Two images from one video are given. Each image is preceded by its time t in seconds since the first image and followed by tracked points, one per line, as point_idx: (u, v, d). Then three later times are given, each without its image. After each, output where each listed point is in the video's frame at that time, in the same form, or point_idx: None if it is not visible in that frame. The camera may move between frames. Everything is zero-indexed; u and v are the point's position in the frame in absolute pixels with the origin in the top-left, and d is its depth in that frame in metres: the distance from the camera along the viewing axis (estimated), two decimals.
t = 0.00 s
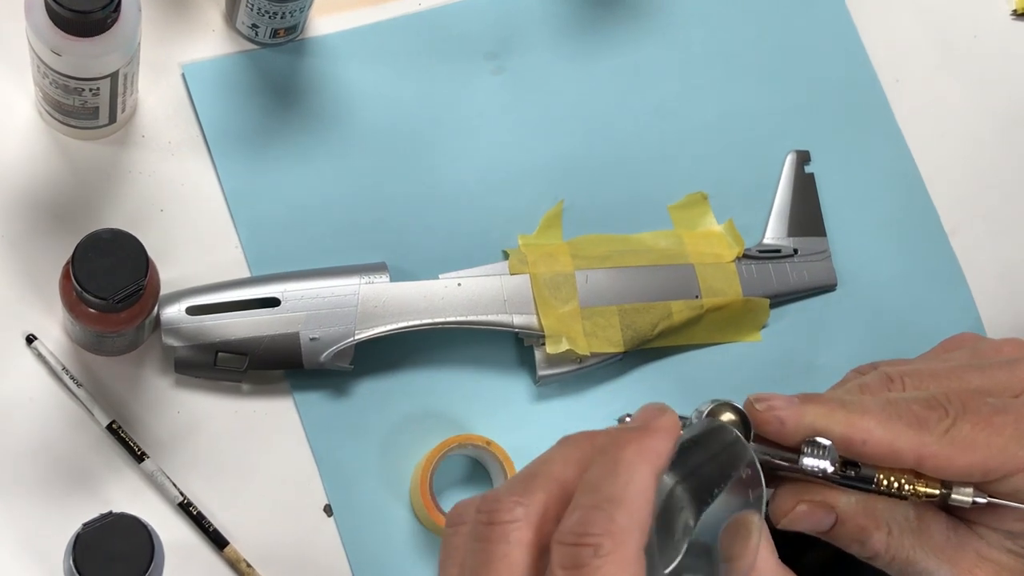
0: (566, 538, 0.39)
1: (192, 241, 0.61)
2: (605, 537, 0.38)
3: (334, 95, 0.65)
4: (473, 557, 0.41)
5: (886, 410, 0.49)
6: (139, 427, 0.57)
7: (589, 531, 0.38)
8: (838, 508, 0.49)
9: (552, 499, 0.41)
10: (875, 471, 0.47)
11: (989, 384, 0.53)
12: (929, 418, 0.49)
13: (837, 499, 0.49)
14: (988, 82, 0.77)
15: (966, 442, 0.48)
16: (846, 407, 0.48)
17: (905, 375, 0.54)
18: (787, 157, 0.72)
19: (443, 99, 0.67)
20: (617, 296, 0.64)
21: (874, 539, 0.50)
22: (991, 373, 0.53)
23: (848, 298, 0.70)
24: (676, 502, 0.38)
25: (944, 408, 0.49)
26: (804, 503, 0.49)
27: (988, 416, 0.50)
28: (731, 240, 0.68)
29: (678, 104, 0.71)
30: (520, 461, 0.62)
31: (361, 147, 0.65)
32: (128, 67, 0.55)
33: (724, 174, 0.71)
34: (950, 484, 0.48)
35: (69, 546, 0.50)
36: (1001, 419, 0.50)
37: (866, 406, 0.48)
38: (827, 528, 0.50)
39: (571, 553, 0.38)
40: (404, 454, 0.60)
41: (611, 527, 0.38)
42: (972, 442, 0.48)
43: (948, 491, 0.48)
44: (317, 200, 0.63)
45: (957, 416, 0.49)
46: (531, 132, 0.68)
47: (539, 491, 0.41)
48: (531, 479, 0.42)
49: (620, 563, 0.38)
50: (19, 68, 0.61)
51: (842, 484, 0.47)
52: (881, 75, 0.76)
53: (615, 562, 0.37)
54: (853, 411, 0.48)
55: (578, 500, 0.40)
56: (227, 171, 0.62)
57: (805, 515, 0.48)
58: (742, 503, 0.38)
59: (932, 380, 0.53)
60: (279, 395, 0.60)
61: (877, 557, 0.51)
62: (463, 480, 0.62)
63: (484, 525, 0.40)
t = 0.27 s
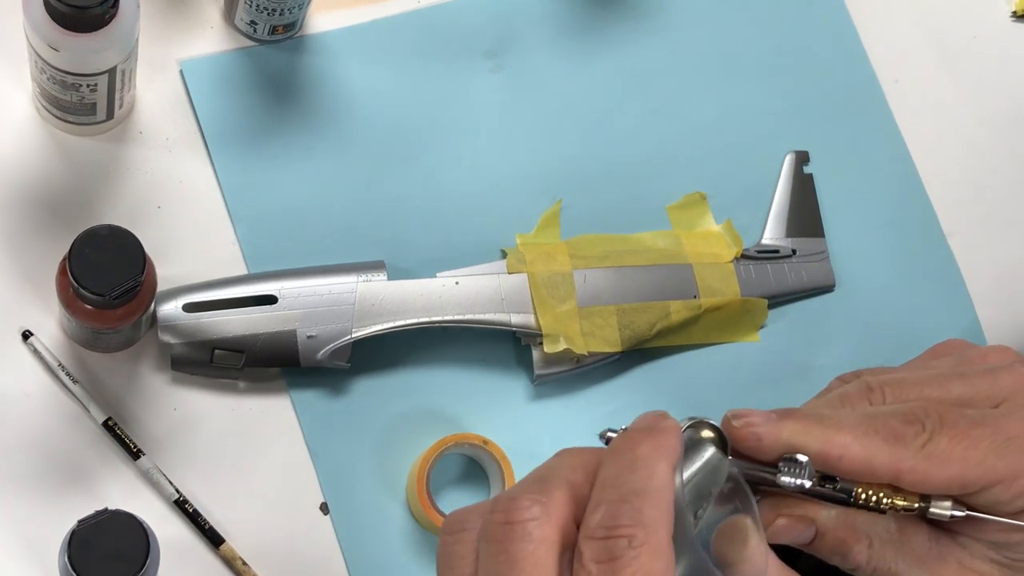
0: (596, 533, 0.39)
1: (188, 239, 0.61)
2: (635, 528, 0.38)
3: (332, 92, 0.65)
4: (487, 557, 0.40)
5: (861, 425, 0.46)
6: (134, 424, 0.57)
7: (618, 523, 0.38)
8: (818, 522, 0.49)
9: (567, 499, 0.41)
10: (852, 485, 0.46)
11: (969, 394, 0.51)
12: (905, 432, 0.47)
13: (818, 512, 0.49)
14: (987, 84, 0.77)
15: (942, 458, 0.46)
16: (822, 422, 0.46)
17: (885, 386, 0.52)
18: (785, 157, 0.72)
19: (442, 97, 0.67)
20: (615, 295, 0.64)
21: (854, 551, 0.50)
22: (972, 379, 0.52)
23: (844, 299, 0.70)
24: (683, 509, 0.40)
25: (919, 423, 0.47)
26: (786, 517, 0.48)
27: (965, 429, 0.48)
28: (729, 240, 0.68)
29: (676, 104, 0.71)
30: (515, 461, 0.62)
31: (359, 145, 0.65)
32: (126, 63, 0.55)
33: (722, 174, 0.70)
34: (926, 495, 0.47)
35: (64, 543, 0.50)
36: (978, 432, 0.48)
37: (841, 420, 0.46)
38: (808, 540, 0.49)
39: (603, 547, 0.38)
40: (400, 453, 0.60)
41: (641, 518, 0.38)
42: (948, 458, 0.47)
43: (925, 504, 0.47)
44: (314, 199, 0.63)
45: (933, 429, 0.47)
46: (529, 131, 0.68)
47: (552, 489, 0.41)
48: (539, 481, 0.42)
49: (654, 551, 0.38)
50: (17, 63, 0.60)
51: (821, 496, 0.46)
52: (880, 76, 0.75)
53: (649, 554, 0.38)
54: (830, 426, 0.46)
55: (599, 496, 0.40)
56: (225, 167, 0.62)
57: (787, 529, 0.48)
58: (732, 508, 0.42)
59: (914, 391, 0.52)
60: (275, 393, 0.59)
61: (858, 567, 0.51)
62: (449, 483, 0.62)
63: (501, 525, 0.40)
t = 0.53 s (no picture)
0: (588, 527, 0.39)
1: (185, 235, 0.61)
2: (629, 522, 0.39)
3: (331, 88, 0.65)
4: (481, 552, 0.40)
5: (840, 431, 0.47)
6: (130, 420, 0.57)
7: (610, 518, 0.39)
8: (796, 526, 0.50)
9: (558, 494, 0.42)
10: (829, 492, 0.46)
11: (950, 398, 0.51)
12: (883, 438, 0.47)
13: (795, 517, 0.50)
14: (985, 84, 0.77)
15: (918, 463, 0.46)
16: (800, 428, 0.47)
17: (865, 390, 0.52)
18: (783, 156, 0.72)
19: (440, 94, 0.67)
20: (613, 293, 0.64)
21: (837, 556, 0.50)
22: (953, 384, 0.52)
23: (840, 298, 0.70)
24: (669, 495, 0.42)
25: (897, 428, 0.47)
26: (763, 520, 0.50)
27: (943, 434, 0.48)
28: (726, 239, 0.68)
29: (673, 103, 0.71)
30: (510, 460, 0.62)
31: (357, 141, 0.64)
32: (124, 58, 0.54)
33: (719, 173, 0.70)
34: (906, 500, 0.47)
35: (60, 538, 0.50)
36: (955, 437, 0.48)
37: (819, 425, 0.47)
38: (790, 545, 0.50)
39: (595, 540, 0.39)
40: (396, 449, 0.60)
41: (631, 512, 0.39)
42: (924, 463, 0.47)
43: (903, 508, 0.47)
44: (311, 196, 0.63)
45: (911, 435, 0.47)
46: (527, 129, 0.68)
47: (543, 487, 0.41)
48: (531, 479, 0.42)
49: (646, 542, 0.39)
50: (15, 57, 0.60)
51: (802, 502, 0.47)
52: (878, 76, 0.75)
53: (641, 545, 0.39)
54: (807, 431, 0.47)
55: (588, 492, 0.41)
56: (223, 163, 0.62)
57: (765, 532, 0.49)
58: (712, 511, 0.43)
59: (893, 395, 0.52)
60: (272, 388, 0.59)
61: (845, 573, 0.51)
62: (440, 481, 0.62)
63: (491, 522, 0.40)
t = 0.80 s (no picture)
0: (609, 511, 0.39)
1: (184, 229, 0.61)
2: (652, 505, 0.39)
3: (330, 84, 0.65)
4: (504, 537, 0.39)
5: (837, 427, 0.47)
6: (128, 415, 0.57)
7: (632, 502, 0.39)
8: (796, 521, 0.49)
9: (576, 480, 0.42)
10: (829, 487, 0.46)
11: (948, 394, 0.51)
12: (880, 434, 0.47)
13: (796, 513, 0.49)
14: (984, 83, 0.77)
15: (916, 459, 0.46)
16: (797, 424, 0.46)
17: (863, 386, 0.52)
18: (783, 154, 0.72)
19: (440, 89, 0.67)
20: (611, 290, 0.64)
21: (833, 551, 0.50)
22: (951, 380, 0.52)
23: (839, 296, 0.70)
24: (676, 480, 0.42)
25: (894, 424, 0.47)
26: (764, 516, 0.48)
27: (941, 430, 0.48)
28: (726, 236, 0.68)
29: (673, 100, 0.71)
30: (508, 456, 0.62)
31: (357, 137, 0.64)
32: (123, 52, 0.54)
33: (719, 170, 0.70)
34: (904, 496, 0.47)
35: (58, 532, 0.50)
36: (953, 433, 0.48)
37: (817, 422, 0.47)
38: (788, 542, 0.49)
39: (617, 524, 0.39)
40: (394, 445, 0.60)
41: (654, 496, 0.39)
42: (922, 459, 0.47)
43: (902, 504, 0.47)
44: (310, 191, 0.63)
45: (908, 431, 0.47)
46: (527, 125, 0.68)
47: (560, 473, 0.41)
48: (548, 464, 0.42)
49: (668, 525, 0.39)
50: (14, 51, 0.60)
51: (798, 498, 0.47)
52: (878, 74, 0.75)
53: (664, 527, 0.38)
54: (805, 427, 0.46)
55: (605, 479, 0.41)
56: (222, 158, 0.62)
57: (767, 529, 0.48)
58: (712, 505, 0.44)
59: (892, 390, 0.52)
60: (270, 384, 0.59)
61: (838, 568, 0.50)
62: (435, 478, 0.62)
63: (512, 507, 0.39)
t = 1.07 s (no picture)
0: (617, 503, 0.39)
1: (186, 224, 0.61)
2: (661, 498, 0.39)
3: (333, 79, 0.65)
4: (513, 527, 0.39)
5: (834, 425, 0.47)
6: (129, 409, 0.57)
7: (639, 494, 0.39)
8: (793, 519, 0.49)
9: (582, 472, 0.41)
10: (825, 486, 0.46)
11: (946, 392, 0.51)
12: (877, 431, 0.47)
13: (793, 510, 0.49)
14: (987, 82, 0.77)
15: (913, 456, 0.46)
16: (794, 422, 0.47)
17: (861, 384, 0.52)
18: (785, 152, 0.72)
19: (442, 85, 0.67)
20: (613, 287, 0.64)
21: (831, 549, 0.50)
22: (949, 378, 0.52)
23: (840, 295, 0.70)
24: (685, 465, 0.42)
25: (891, 422, 0.47)
26: (760, 514, 0.48)
27: (938, 427, 0.48)
28: (727, 234, 0.68)
29: (675, 97, 0.71)
30: (508, 452, 0.62)
31: (359, 132, 0.64)
32: (126, 46, 0.54)
33: (721, 168, 0.70)
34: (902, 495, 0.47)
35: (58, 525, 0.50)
36: (950, 430, 0.48)
37: (814, 419, 0.47)
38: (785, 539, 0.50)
39: (624, 516, 0.39)
40: (395, 441, 0.60)
41: (661, 488, 0.39)
42: (920, 456, 0.46)
43: (900, 502, 0.47)
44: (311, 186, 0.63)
45: (905, 429, 0.47)
46: (529, 121, 0.68)
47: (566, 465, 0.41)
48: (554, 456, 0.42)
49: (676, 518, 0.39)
50: (16, 45, 0.60)
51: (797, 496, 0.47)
52: (881, 73, 0.75)
53: (673, 519, 0.38)
54: (801, 424, 0.47)
55: (609, 472, 0.41)
56: (224, 154, 0.62)
57: (763, 526, 0.48)
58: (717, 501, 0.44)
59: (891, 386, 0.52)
60: (271, 379, 0.59)
61: (836, 565, 0.51)
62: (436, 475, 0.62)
63: (520, 499, 0.39)
